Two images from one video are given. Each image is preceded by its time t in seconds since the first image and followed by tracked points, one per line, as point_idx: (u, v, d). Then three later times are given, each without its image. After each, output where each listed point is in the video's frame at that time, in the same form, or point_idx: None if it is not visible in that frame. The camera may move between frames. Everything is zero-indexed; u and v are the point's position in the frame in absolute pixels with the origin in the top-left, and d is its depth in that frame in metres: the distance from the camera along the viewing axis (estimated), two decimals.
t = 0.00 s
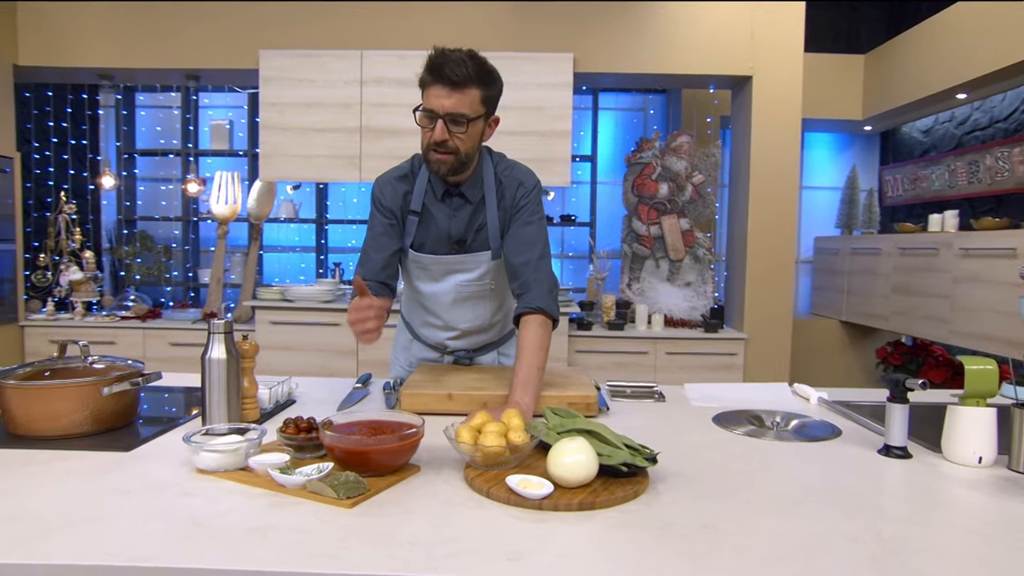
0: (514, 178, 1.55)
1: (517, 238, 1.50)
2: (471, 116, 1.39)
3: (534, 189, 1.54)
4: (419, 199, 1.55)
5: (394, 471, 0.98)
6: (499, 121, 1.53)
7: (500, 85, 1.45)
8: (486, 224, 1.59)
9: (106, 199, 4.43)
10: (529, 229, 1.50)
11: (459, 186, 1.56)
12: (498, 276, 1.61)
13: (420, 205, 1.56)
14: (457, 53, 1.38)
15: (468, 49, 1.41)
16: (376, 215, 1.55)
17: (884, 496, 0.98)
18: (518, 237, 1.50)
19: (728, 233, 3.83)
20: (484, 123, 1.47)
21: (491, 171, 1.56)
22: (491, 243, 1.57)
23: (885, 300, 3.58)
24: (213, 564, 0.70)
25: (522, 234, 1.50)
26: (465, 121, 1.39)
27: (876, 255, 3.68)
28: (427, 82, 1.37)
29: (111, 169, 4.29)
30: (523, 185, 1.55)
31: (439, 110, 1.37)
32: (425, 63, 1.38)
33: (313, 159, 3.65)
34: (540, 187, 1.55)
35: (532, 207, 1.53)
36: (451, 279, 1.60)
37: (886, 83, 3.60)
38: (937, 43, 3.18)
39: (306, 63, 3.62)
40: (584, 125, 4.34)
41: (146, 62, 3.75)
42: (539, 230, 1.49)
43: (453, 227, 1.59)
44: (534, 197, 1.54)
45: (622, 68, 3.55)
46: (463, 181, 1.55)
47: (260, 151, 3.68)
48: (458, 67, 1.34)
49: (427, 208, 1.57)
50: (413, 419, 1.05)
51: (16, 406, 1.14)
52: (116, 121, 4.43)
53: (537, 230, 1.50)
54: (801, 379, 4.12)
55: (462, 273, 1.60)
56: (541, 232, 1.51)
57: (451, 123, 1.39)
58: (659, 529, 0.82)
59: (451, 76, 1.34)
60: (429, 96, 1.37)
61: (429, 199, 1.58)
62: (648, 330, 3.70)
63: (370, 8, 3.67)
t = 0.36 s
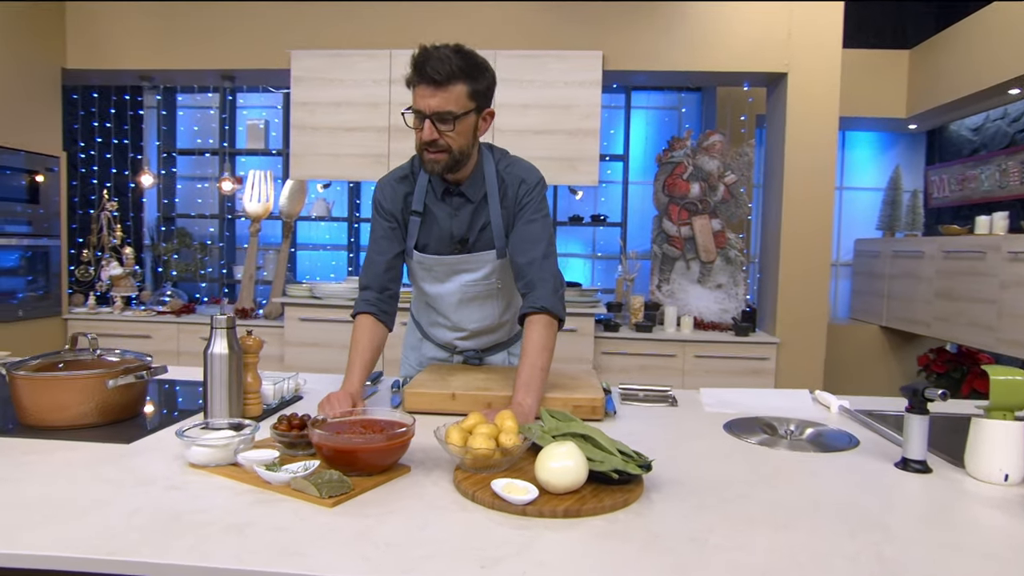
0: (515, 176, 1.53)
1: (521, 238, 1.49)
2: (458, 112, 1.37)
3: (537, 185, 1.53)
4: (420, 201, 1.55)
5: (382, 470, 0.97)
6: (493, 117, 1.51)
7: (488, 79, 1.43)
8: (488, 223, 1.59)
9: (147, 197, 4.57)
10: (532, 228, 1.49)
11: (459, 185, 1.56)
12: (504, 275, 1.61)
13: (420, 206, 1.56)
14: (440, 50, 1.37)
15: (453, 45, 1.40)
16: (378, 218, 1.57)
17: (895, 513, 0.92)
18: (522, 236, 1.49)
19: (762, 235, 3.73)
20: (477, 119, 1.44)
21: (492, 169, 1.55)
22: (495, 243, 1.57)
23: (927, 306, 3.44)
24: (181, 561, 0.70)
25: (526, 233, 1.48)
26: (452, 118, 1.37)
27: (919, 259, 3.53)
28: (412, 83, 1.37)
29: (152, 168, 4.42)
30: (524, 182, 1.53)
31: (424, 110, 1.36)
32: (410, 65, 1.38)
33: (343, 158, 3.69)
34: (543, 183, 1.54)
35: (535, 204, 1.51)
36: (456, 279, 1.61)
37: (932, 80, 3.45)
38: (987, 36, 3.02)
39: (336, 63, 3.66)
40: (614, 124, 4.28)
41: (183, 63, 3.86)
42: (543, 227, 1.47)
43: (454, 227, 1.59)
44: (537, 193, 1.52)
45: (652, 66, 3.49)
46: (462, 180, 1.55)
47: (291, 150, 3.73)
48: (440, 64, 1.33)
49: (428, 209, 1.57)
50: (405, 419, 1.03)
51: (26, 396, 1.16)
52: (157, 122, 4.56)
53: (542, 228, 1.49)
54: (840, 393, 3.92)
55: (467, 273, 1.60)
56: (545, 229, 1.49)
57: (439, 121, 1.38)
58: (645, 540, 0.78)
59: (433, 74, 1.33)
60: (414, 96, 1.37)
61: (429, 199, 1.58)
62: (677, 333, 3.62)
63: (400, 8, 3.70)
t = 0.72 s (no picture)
0: (518, 167, 1.50)
1: (523, 231, 1.45)
2: (444, 93, 1.35)
3: (540, 178, 1.48)
4: (423, 192, 1.56)
5: (375, 474, 0.94)
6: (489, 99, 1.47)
7: (479, 59, 1.40)
8: (489, 217, 1.56)
9: (185, 194, 4.66)
10: (534, 221, 1.45)
11: (460, 175, 1.54)
12: (510, 269, 1.58)
13: (423, 199, 1.56)
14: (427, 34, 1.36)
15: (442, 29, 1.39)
16: (384, 213, 1.59)
17: (917, 534, 0.85)
18: (523, 230, 1.45)
19: (799, 234, 3.61)
20: (469, 101, 1.41)
21: (493, 159, 1.52)
22: (499, 235, 1.55)
23: (978, 308, 3.25)
24: (151, 564, 0.69)
25: (528, 226, 1.44)
26: (438, 99, 1.35)
27: (969, 259, 3.35)
28: (399, 69, 1.37)
29: (190, 166, 4.52)
30: (527, 174, 1.49)
31: (412, 94, 1.36)
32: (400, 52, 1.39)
33: (372, 155, 3.70)
34: (546, 175, 1.49)
35: (537, 197, 1.47)
36: (462, 275, 1.59)
37: (984, 70, 3.27)
38: None
39: (366, 61, 3.68)
40: (647, 120, 4.07)
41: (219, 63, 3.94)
42: (546, 221, 1.43)
43: (454, 218, 1.57)
44: (540, 186, 1.48)
45: (684, 59, 3.40)
46: (461, 170, 1.52)
47: (322, 148, 3.76)
48: (424, 46, 1.32)
49: (431, 201, 1.57)
50: (401, 421, 1.00)
51: (36, 391, 1.18)
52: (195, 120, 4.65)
53: (545, 222, 1.44)
54: (891, 400, 3.78)
55: (473, 268, 1.59)
56: (548, 224, 1.44)
57: (427, 103, 1.36)
58: (638, 558, 0.74)
59: (415, 55, 1.32)
60: (403, 82, 1.37)
61: (431, 190, 1.57)
62: (709, 333, 3.51)
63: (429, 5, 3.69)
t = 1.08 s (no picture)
0: (543, 162, 1.47)
1: (543, 227, 1.42)
2: (513, 78, 1.35)
3: (565, 174, 1.46)
4: (443, 185, 1.53)
5: (371, 479, 0.92)
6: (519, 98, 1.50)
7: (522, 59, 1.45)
8: (511, 211, 1.53)
9: (221, 190, 4.74)
10: (555, 218, 1.41)
11: (484, 168, 1.52)
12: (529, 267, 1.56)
13: (444, 190, 1.53)
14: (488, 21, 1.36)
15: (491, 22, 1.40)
16: (401, 205, 1.55)
17: (944, 558, 0.79)
18: (543, 226, 1.42)
19: (838, 231, 3.48)
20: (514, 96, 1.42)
21: (518, 153, 1.50)
22: (519, 232, 1.51)
23: None
24: (130, 570, 0.67)
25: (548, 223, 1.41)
26: (507, 83, 1.34)
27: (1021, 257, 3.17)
28: (460, 46, 1.32)
29: (225, 164, 4.60)
30: (552, 170, 1.46)
31: (480, 71, 1.31)
32: (454, 32, 1.34)
33: (401, 152, 3.70)
34: (570, 171, 1.46)
35: (561, 193, 1.44)
36: (479, 271, 1.56)
37: None
38: None
39: (395, 57, 3.68)
40: (679, 114, 3.93)
41: (253, 61, 4.01)
42: (569, 218, 1.39)
43: (476, 211, 1.54)
44: (565, 182, 1.45)
45: (717, 51, 3.31)
46: (486, 163, 1.51)
47: (352, 145, 3.78)
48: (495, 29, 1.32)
49: (451, 194, 1.54)
50: (401, 424, 0.98)
51: (50, 387, 1.19)
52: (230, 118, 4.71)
53: (567, 220, 1.41)
54: (935, 404, 3.61)
55: (490, 265, 1.56)
56: (571, 221, 1.41)
57: (493, 84, 1.33)
58: None
59: (493, 35, 1.31)
60: (467, 58, 1.31)
61: (452, 183, 1.54)
62: (743, 333, 3.40)
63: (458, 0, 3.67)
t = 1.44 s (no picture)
0: (574, 167, 1.46)
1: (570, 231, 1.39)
2: (540, 83, 1.32)
3: (597, 180, 1.44)
4: (470, 187, 1.51)
5: (372, 488, 0.90)
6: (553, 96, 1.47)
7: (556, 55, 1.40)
8: (541, 216, 1.51)
9: (252, 189, 4.75)
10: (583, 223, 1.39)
11: (513, 173, 1.49)
12: (553, 274, 1.52)
13: (471, 193, 1.51)
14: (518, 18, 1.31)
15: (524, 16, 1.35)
16: (425, 205, 1.53)
17: None
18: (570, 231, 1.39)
19: (875, 229, 3.36)
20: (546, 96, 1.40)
21: (550, 158, 1.48)
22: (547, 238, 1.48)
23: None
24: None
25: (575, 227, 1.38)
26: (534, 88, 1.32)
27: None
28: (487, 50, 1.30)
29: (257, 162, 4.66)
30: (584, 175, 1.45)
31: (506, 77, 1.30)
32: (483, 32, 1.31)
33: (427, 150, 3.70)
34: (601, 177, 1.45)
35: (591, 198, 1.42)
36: (502, 274, 1.53)
37: None
38: None
39: (422, 55, 3.67)
40: (711, 108, 3.83)
41: (283, 61, 4.06)
42: (599, 223, 1.37)
43: (505, 216, 1.52)
44: (596, 188, 1.43)
45: (748, 44, 3.23)
46: (517, 166, 1.48)
47: (379, 143, 3.79)
48: (524, 31, 1.28)
49: (479, 197, 1.52)
50: (404, 432, 0.96)
51: (64, 388, 1.20)
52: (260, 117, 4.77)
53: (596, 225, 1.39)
54: (979, 409, 3.46)
55: (515, 269, 1.53)
56: (601, 227, 1.39)
57: (519, 91, 1.32)
58: None
59: (520, 39, 1.27)
60: (493, 63, 1.29)
61: (480, 186, 1.52)
62: (774, 334, 3.29)
63: None
